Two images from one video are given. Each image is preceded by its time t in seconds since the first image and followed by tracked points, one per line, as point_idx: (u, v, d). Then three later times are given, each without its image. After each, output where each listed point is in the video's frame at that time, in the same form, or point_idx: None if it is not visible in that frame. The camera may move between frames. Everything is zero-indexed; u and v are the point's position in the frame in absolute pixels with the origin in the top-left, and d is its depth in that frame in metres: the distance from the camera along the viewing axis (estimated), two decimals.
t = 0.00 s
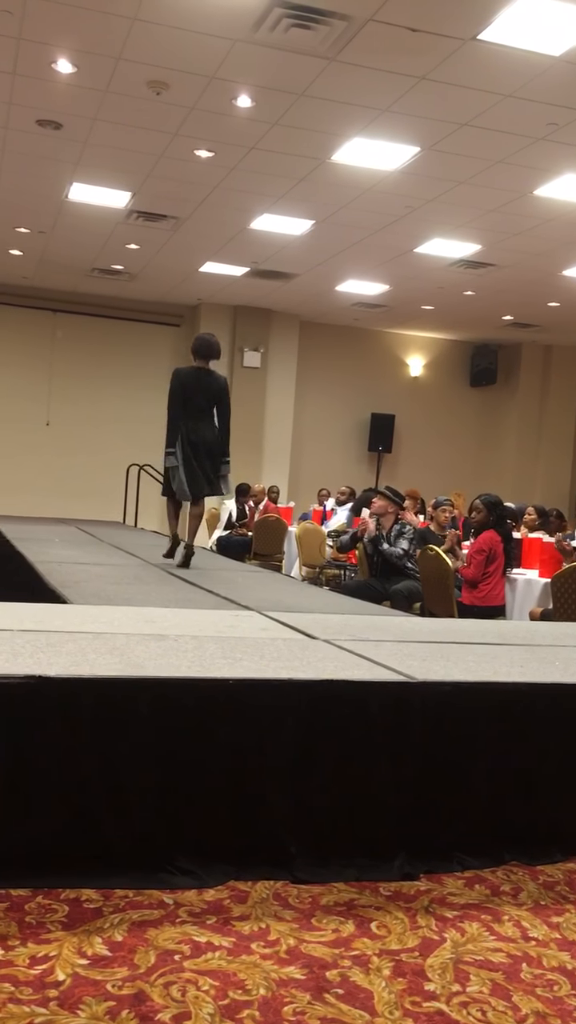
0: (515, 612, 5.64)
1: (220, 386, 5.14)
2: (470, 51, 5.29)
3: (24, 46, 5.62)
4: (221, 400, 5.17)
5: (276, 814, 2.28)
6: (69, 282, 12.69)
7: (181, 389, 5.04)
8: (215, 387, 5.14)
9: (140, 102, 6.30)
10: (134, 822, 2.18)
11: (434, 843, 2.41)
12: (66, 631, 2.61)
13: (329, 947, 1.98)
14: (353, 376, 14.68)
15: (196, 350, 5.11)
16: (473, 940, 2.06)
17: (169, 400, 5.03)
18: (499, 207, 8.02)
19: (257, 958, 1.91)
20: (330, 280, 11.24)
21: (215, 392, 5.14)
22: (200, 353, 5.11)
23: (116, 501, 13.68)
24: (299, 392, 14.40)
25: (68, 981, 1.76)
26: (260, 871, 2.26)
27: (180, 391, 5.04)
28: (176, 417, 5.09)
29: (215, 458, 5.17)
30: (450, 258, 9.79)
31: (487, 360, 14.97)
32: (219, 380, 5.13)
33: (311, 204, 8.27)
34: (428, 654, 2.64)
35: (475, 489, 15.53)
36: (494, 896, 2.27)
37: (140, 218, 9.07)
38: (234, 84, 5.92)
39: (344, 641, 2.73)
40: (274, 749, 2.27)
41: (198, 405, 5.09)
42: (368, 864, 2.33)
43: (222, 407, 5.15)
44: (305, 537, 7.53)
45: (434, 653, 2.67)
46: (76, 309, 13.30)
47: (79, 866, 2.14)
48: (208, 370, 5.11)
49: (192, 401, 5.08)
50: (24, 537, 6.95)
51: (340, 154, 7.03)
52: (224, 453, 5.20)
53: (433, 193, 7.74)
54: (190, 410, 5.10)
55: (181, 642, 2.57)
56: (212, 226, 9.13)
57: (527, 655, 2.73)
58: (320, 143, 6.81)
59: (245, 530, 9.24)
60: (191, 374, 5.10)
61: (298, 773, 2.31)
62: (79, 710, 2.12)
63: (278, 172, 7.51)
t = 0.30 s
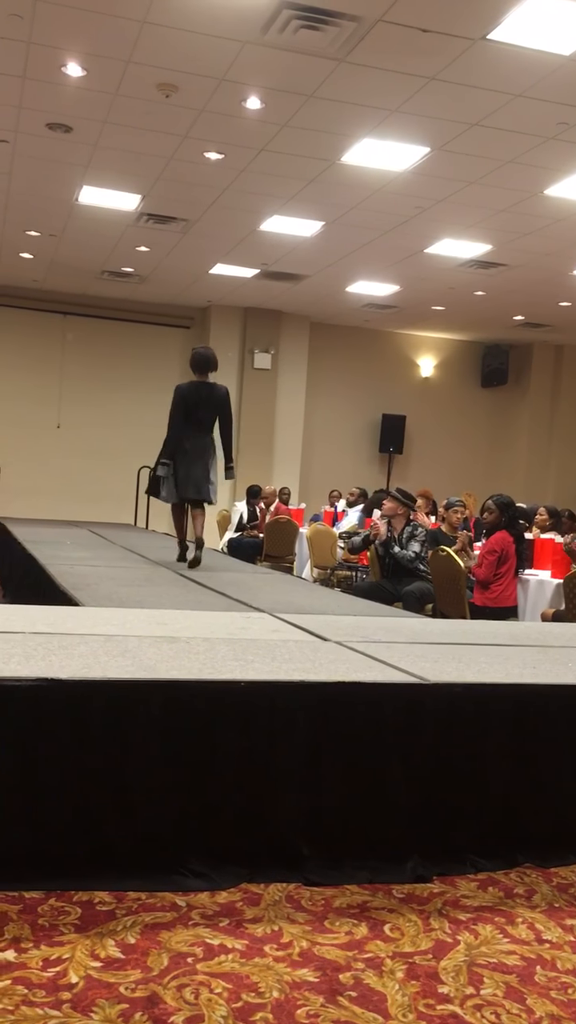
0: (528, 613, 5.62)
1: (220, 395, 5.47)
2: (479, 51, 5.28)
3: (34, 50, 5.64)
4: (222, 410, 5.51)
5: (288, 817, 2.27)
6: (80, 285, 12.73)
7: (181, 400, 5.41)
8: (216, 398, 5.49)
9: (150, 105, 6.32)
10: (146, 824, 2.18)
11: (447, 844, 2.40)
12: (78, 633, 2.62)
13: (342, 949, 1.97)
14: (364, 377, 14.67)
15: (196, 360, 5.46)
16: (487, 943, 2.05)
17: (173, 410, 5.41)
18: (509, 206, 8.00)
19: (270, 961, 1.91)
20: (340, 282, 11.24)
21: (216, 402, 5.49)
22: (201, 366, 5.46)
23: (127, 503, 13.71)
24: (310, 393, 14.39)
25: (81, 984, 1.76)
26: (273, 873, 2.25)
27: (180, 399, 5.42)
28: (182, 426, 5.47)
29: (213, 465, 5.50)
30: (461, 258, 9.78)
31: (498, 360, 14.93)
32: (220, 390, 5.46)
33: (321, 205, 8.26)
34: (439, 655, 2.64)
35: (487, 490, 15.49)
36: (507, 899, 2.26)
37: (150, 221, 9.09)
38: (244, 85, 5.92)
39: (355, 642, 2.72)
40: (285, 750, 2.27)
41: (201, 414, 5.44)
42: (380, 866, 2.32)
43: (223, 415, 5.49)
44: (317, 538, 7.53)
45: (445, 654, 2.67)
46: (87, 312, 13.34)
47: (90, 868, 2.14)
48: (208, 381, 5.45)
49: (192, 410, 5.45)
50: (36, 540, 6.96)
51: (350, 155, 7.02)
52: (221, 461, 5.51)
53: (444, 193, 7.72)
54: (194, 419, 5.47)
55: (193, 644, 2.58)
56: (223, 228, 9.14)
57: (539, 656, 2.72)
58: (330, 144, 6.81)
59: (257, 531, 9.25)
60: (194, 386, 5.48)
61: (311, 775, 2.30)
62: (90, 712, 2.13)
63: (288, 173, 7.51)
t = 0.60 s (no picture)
0: (539, 613, 5.60)
1: (217, 395, 5.71)
2: (488, 50, 5.27)
3: (43, 52, 5.65)
4: (218, 409, 5.73)
5: (299, 819, 2.27)
6: (89, 286, 12.74)
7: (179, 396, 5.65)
8: (213, 397, 5.72)
9: (158, 106, 6.33)
10: (157, 825, 2.18)
11: (459, 845, 2.39)
12: (89, 633, 2.63)
13: (354, 950, 1.97)
14: (374, 377, 14.65)
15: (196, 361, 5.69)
16: (499, 944, 2.04)
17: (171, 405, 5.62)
18: (518, 205, 7.98)
19: (281, 962, 1.90)
20: (348, 282, 11.23)
21: (213, 401, 5.72)
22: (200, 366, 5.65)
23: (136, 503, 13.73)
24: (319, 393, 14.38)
25: (93, 985, 1.76)
26: (284, 873, 2.25)
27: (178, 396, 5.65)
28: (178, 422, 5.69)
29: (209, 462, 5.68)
30: (470, 257, 9.76)
31: (508, 359, 14.89)
32: (216, 389, 5.70)
33: (330, 205, 8.26)
34: (450, 655, 2.64)
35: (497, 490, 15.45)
36: (519, 900, 2.26)
37: (159, 221, 9.10)
38: (253, 85, 5.92)
39: (366, 643, 2.72)
40: (297, 751, 2.27)
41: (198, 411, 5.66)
42: (392, 867, 2.32)
43: (218, 413, 5.72)
44: (326, 538, 7.52)
45: (456, 655, 2.66)
46: (96, 313, 13.36)
47: (102, 869, 2.15)
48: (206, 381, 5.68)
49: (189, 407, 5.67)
50: (47, 540, 6.98)
51: (359, 155, 7.01)
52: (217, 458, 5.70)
53: (453, 191, 7.70)
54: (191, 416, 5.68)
55: (203, 645, 2.57)
56: (232, 229, 9.14)
57: (551, 657, 2.71)
58: (339, 144, 6.81)
59: (266, 531, 9.25)
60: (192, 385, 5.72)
61: (322, 776, 2.30)
62: (101, 713, 2.13)
63: (297, 173, 7.51)
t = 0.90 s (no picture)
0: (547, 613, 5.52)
1: (211, 400, 6.02)
2: (495, 49, 5.26)
3: (51, 52, 5.66)
4: (212, 412, 6.05)
5: (308, 819, 2.26)
6: (97, 286, 12.76)
7: (178, 404, 5.93)
8: (207, 401, 6.02)
9: (166, 106, 6.33)
10: (166, 825, 2.18)
11: (468, 844, 2.39)
12: (98, 633, 2.63)
13: (363, 950, 1.97)
14: (381, 376, 14.63)
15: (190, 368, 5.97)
16: (509, 944, 2.03)
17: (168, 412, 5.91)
18: (527, 204, 7.97)
19: (291, 961, 1.90)
20: (356, 281, 11.24)
21: (207, 405, 6.03)
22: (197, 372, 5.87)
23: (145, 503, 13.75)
24: (327, 392, 14.37)
25: (102, 984, 1.76)
26: (293, 873, 2.25)
27: (176, 404, 5.93)
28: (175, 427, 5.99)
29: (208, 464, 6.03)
30: (478, 256, 9.75)
31: (516, 358, 14.87)
32: (210, 394, 6.00)
33: (337, 204, 8.25)
34: (459, 655, 2.63)
35: (505, 489, 15.42)
36: (529, 900, 2.25)
37: (167, 221, 9.11)
38: (260, 85, 5.93)
39: (374, 642, 2.72)
40: (306, 752, 2.26)
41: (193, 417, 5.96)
42: (401, 866, 2.32)
43: (213, 417, 6.03)
44: (334, 537, 7.52)
45: (465, 654, 2.66)
46: (104, 313, 13.38)
47: (111, 868, 2.15)
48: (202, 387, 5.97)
49: (187, 413, 5.97)
50: (56, 540, 7.00)
51: (366, 153, 7.00)
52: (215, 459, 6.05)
53: (461, 190, 7.68)
54: (187, 421, 5.98)
55: (212, 644, 2.58)
56: (240, 228, 9.15)
57: (561, 657, 2.70)
58: (345, 142, 6.79)
59: (274, 530, 9.26)
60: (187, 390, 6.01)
61: (331, 775, 2.30)
62: (111, 713, 2.13)
63: (304, 172, 7.50)
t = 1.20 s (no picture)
0: (555, 612, 5.52)
1: (211, 399, 6.18)
2: (503, 47, 5.25)
3: (59, 52, 5.67)
4: (211, 411, 6.21)
5: (316, 818, 2.26)
6: (105, 285, 12.78)
7: (179, 404, 6.10)
8: (206, 400, 6.19)
9: (173, 105, 6.33)
10: (174, 824, 2.18)
11: (476, 844, 2.39)
12: (105, 632, 2.63)
13: (370, 949, 1.97)
14: (388, 374, 14.61)
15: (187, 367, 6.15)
16: (516, 944, 2.03)
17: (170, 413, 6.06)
18: (535, 202, 7.95)
19: (298, 961, 1.90)
20: (364, 280, 11.23)
21: (206, 404, 6.19)
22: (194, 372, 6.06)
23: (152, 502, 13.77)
24: (334, 392, 14.36)
25: (110, 983, 1.76)
26: (300, 872, 2.26)
27: (177, 404, 6.09)
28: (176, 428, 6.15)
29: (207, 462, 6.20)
30: (485, 255, 9.73)
31: (523, 358, 14.84)
32: (209, 393, 6.16)
33: (345, 203, 8.25)
34: (467, 655, 2.63)
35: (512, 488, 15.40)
36: (536, 899, 2.25)
37: (174, 220, 9.11)
38: (267, 84, 5.93)
39: (382, 641, 2.72)
40: (313, 752, 2.26)
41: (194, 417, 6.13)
42: (409, 866, 2.32)
43: (212, 415, 6.20)
44: (341, 536, 7.52)
45: (473, 654, 2.65)
46: (111, 313, 13.39)
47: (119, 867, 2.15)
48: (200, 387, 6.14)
49: (187, 413, 6.14)
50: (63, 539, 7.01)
51: (373, 152, 6.99)
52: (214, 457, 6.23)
53: (468, 189, 7.67)
54: (187, 421, 6.15)
55: (219, 644, 2.58)
56: (248, 227, 9.16)
57: (569, 657, 2.70)
58: (353, 141, 6.78)
59: (281, 529, 9.26)
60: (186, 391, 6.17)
61: (339, 776, 2.30)
62: (120, 713, 2.13)
63: (311, 171, 7.50)
